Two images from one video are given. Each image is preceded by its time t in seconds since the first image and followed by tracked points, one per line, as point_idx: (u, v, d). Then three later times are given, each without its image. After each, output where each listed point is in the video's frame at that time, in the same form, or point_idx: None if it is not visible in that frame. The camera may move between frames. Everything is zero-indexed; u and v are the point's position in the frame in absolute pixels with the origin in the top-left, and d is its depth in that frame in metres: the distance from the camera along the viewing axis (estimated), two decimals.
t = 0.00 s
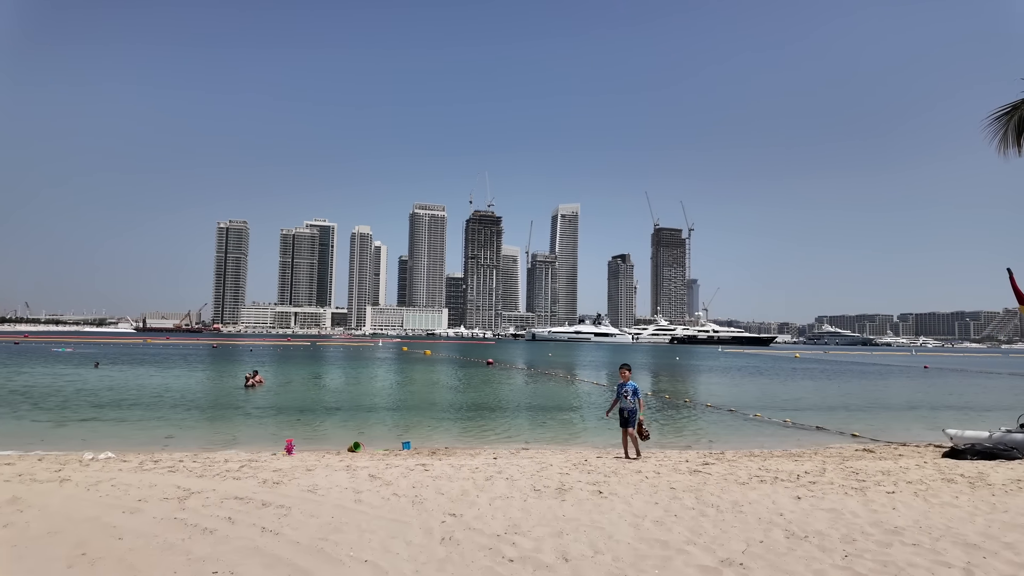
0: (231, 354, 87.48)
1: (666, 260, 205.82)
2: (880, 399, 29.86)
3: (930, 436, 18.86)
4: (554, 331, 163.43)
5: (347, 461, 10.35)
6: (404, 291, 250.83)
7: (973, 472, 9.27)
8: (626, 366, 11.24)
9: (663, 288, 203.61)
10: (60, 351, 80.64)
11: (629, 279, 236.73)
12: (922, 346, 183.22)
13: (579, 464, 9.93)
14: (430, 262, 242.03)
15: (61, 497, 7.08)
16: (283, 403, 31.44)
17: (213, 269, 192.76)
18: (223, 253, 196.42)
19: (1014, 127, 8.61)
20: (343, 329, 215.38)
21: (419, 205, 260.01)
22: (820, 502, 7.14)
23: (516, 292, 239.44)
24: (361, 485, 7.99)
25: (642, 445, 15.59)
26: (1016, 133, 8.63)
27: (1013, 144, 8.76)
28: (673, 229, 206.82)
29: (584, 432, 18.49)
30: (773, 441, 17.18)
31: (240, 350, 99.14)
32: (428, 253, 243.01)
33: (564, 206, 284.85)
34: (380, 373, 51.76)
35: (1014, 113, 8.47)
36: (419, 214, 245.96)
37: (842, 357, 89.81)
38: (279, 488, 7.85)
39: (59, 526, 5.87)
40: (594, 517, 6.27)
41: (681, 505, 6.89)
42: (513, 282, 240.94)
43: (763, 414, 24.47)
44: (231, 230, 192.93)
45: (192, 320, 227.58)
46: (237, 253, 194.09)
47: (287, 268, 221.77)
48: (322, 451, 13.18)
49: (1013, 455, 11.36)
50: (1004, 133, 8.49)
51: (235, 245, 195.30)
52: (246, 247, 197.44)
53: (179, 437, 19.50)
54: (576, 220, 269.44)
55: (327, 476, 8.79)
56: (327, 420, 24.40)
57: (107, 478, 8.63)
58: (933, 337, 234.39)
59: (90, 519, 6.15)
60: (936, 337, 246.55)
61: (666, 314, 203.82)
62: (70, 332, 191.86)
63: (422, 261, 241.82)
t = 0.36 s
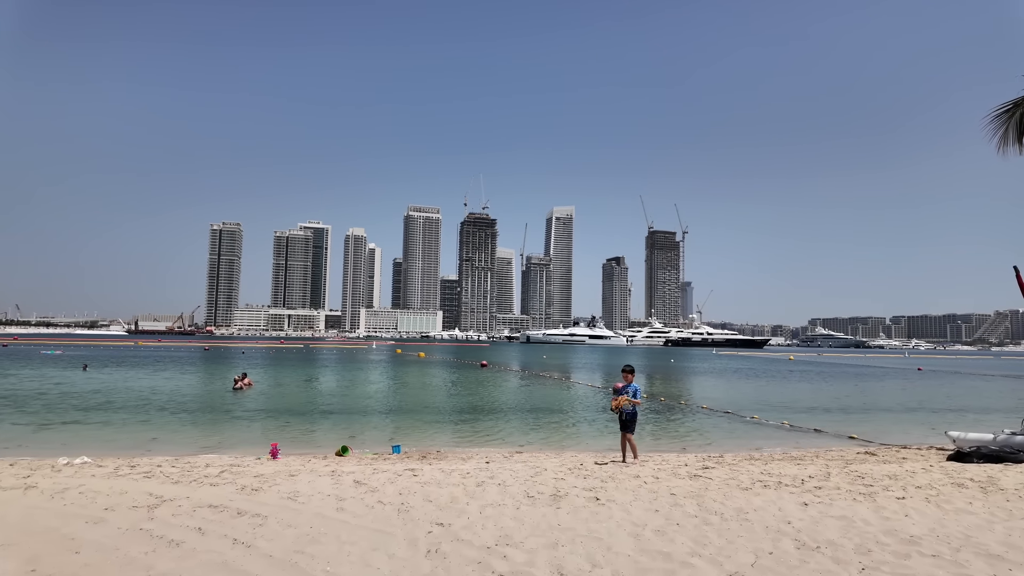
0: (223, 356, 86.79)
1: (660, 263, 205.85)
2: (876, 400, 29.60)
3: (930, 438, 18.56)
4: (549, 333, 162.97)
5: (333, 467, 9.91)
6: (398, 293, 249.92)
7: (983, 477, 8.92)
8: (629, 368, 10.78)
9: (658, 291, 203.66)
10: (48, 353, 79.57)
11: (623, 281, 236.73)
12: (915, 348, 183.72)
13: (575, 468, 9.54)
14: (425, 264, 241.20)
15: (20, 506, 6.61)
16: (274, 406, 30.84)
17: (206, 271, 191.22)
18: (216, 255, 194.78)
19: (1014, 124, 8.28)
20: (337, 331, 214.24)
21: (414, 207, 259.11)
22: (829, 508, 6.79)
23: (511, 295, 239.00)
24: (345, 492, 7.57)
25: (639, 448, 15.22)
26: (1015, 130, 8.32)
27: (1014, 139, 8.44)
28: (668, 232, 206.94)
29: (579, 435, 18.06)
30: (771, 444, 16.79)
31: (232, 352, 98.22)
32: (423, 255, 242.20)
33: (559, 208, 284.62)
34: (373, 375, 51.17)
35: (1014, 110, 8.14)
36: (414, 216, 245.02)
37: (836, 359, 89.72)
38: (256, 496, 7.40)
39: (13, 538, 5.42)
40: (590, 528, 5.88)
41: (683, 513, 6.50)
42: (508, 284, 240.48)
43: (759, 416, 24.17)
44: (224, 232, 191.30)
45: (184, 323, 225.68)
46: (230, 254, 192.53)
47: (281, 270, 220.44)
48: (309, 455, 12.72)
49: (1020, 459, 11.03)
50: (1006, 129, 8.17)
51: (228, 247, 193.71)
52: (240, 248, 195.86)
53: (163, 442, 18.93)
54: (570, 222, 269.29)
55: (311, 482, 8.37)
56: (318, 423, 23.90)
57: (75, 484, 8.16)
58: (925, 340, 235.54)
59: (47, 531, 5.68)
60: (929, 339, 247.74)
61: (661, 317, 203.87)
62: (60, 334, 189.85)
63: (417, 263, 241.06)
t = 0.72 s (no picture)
0: (222, 358, 86.25)
1: (661, 265, 205.65)
2: (880, 404, 29.20)
3: (938, 443, 18.18)
4: (549, 336, 162.71)
5: (321, 477, 9.47)
6: (399, 296, 249.75)
7: (1002, 486, 8.52)
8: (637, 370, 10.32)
9: (658, 293, 203.51)
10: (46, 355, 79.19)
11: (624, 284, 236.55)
12: (915, 351, 183.37)
13: (574, 478, 9.13)
14: (425, 266, 240.91)
15: None
16: (270, 410, 30.41)
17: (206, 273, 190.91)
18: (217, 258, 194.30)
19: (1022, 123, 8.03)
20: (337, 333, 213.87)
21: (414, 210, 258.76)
22: (845, 523, 6.39)
23: (511, 297, 238.82)
24: (331, 506, 7.17)
25: (640, 454, 14.79)
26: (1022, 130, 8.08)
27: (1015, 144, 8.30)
28: (668, 234, 207.00)
29: (580, 441, 17.62)
30: (776, 449, 16.41)
31: (231, 354, 97.44)
32: (423, 257, 241.95)
33: (559, 211, 284.08)
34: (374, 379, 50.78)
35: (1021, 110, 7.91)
36: (414, 218, 244.92)
37: (836, 361, 89.63)
38: (236, 509, 6.96)
39: None
40: (591, 547, 5.48)
41: (689, 529, 6.11)
42: (508, 286, 240.33)
43: (762, 420, 23.79)
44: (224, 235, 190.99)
45: (184, 325, 225.42)
46: (230, 257, 192.24)
47: (281, 273, 220.14)
48: (301, 462, 12.34)
49: None
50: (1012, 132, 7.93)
51: (228, 249, 193.32)
52: (240, 251, 195.55)
53: (154, 447, 18.55)
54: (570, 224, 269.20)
55: (297, 494, 7.95)
56: (314, 428, 23.50)
57: (46, 495, 7.71)
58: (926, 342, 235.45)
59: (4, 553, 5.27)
60: (929, 341, 247.90)
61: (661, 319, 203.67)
62: (66, 336, 190.65)
63: (417, 266, 240.84)
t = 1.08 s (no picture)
0: (223, 360, 86.09)
1: (662, 266, 205.08)
2: (886, 405, 28.65)
3: (948, 445, 17.71)
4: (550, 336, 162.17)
5: (309, 481, 9.06)
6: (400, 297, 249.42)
7: None
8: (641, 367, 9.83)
9: (660, 294, 202.94)
10: (45, 356, 78.83)
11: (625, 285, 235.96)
12: (918, 353, 182.41)
13: (574, 482, 8.69)
14: (426, 267, 240.53)
15: None
16: (267, 411, 30.04)
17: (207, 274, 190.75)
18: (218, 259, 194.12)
19: None
20: (338, 335, 213.53)
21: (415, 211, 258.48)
22: (864, 534, 5.94)
23: (513, 298, 238.29)
24: (315, 513, 6.73)
25: (643, 457, 14.35)
26: None
27: None
28: (669, 235, 206.60)
29: (581, 443, 17.20)
30: (781, 451, 15.96)
31: (231, 355, 97.00)
32: (424, 258, 241.60)
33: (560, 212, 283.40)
34: (373, 380, 50.36)
35: None
36: (415, 219, 244.56)
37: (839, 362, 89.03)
38: (213, 518, 6.52)
39: None
40: (591, 561, 5.05)
41: (698, 540, 5.66)
42: (509, 287, 239.85)
43: (766, 421, 23.29)
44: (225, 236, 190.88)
45: (185, 326, 225.30)
46: (231, 258, 192.02)
47: (282, 274, 220.09)
48: (291, 464, 11.94)
49: None
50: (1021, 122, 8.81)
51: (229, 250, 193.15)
52: (241, 252, 195.36)
53: (146, 448, 18.17)
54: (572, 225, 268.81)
55: (281, 500, 7.52)
56: (310, 430, 23.09)
57: (16, 501, 7.29)
58: (929, 343, 234.48)
59: None
60: (932, 342, 247.06)
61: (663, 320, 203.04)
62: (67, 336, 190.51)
63: (418, 267, 240.64)
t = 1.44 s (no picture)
0: (212, 360, 85.00)
1: (654, 267, 205.75)
2: (878, 406, 28.52)
3: (942, 446, 17.49)
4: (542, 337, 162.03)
5: (286, 489, 8.59)
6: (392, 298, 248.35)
7: None
8: (633, 367, 9.41)
9: (651, 294, 203.47)
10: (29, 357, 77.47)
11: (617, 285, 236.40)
12: (907, 353, 183.81)
13: (563, 488, 8.29)
14: (418, 268, 239.67)
15: None
16: (254, 413, 29.48)
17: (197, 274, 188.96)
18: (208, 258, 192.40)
19: None
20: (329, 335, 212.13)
21: (408, 211, 257.59)
22: (871, 545, 5.58)
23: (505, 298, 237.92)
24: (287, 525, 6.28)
25: (635, 460, 14.00)
26: None
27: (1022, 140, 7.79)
28: (661, 236, 207.46)
29: (572, 445, 16.88)
30: (775, 453, 15.66)
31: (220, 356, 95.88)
32: (416, 258, 240.79)
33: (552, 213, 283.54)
34: (365, 381, 49.82)
35: None
36: (408, 219, 243.80)
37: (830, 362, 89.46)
38: (175, 531, 6.05)
39: None
40: None
41: (695, 554, 5.28)
42: (502, 288, 239.49)
43: (759, 422, 23.05)
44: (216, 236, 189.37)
45: (174, 326, 222.97)
46: (221, 258, 190.37)
47: (273, 273, 218.42)
48: (271, 470, 11.50)
49: None
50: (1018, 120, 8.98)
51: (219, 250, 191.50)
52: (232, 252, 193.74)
53: (124, 451, 17.63)
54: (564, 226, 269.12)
55: (252, 510, 7.07)
56: (296, 433, 22.62)
57: None
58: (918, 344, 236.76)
59: None
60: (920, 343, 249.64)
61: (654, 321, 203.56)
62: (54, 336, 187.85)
63: (410, 267, 239.71)
